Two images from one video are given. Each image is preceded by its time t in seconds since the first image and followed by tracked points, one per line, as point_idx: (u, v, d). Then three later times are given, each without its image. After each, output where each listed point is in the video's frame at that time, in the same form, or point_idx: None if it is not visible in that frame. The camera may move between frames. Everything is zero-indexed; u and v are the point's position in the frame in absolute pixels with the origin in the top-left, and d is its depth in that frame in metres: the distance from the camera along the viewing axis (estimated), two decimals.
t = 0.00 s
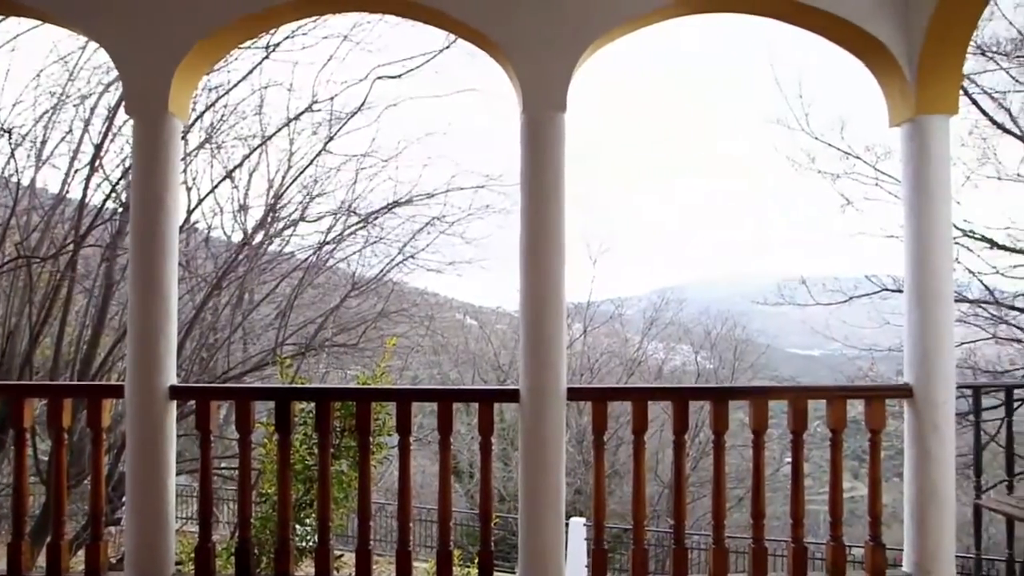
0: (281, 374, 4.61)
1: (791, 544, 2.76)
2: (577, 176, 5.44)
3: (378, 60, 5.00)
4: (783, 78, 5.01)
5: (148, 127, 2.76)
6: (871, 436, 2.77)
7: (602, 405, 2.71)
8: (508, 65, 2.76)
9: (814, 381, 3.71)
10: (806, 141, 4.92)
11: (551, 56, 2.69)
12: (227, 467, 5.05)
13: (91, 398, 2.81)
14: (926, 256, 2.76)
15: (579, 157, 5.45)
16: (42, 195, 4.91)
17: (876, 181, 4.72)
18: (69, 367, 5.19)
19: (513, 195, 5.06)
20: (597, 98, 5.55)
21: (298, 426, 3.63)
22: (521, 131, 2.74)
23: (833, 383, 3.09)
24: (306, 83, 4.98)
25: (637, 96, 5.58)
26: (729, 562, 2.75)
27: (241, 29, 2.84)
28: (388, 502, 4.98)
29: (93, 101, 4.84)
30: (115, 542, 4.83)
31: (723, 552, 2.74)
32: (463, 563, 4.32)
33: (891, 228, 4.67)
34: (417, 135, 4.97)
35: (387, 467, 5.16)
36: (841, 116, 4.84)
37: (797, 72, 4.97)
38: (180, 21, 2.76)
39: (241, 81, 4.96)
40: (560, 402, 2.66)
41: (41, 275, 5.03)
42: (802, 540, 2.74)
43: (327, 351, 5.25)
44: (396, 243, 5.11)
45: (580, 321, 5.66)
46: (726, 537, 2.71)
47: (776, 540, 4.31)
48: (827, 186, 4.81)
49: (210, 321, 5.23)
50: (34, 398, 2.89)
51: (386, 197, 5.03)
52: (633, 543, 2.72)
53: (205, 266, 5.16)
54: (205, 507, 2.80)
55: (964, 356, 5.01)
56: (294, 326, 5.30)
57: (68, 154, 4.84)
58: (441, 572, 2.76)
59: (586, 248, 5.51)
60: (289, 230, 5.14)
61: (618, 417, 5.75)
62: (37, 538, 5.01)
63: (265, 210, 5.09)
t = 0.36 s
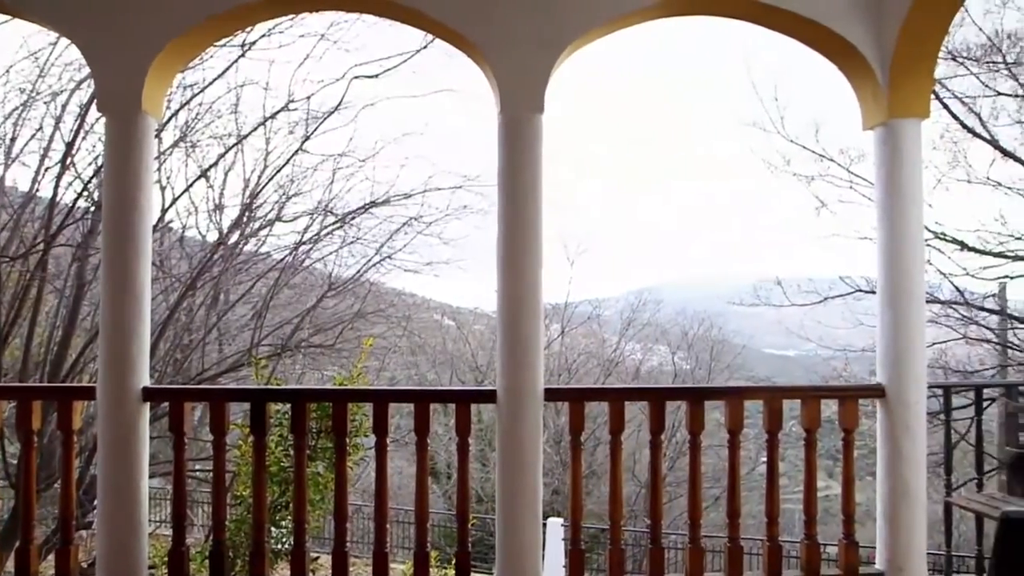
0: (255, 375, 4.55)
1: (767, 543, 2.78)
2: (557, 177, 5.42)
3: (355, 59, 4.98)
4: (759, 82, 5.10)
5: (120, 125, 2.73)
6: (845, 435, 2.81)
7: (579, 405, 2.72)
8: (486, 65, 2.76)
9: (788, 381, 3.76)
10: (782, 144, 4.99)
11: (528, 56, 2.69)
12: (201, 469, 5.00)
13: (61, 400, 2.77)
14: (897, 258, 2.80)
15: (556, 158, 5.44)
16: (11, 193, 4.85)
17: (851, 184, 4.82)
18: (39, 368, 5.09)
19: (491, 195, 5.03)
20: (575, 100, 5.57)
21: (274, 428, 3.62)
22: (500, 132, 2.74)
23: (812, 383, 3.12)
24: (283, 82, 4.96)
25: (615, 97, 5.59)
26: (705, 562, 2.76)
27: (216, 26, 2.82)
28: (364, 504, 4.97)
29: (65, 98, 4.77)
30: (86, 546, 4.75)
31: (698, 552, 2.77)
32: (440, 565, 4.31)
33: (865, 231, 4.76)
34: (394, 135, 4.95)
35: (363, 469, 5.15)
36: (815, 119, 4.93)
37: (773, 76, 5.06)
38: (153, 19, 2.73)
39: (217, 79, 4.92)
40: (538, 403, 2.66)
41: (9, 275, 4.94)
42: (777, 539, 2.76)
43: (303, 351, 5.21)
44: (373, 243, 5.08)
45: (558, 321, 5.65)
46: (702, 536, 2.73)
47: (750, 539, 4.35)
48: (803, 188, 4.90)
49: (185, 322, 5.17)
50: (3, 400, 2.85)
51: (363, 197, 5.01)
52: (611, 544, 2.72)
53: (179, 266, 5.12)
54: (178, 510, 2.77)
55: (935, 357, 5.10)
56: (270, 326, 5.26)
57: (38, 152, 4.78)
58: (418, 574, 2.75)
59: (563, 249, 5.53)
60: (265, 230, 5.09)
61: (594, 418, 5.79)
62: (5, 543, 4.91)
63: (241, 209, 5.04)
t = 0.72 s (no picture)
0: (232, 375, 4.47)
1: (744, 542, 2.80)
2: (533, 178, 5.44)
3: (334, 58, 4.95)
4: (737, 83, 5.09)
5: (95, 123, 2.69)
6: (821, 435, 2.83)
7: (558, 405, 2.72)
8: (465, 65, 2.76)
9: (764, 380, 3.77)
10: (760, 145, 4.97)
11: (508, 56, 2.69)
12: (178, 471, 4.94)
13: (34, 401, 2.73)
14: (871, 258, 2.83)
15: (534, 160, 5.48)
16: None
17: (828, 185, 4.82)
18: (11, 368, 5.01)
19: (470, 196, 5.01)
20: (552, 104, 5.60)
21: (251, 429, 3.57)
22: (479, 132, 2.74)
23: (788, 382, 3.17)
24: (261, 80, 4.91)
25: (592, 100, 5.64)
26: (684, 561, 2.77)
27: (193, 23, 2.79)
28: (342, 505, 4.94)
29: (38, 95, 4.71)
30: (58, 550, 4.68)
31: (677, 552, 2.77)
32: (419, 565, 4.30)
33: (842, 232, 4.77)
34: (373, 134, 4.92)
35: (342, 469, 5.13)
36: (793, 122, 4.91)
37: (749, 78, 5.06)
38: (129, 14, 2.70)
39: (194, 77, 4.88)
40: (517, 404, 2.66)
41: None
42: (754, 538, 2.78)
43: (281, 352, 5.17)
44: (352, 243, 5.04)
45: (537, 322, 5.66)
46: (681, 536, 2.74)
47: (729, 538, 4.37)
48: (780, 190, 4.89)
49: (161, 322, 5.12)
50: None
51: (341, 197, 4.98)
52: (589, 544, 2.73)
53: (155, 266, 5.06)
54: (153, 512, 2.73)
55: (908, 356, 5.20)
56: (247, 327, 5.21)
57: (11, 149, 4.70)
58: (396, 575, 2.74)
59: (543, 249, 5.53)
60: (242, 229, 5.04)
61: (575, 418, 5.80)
62: None
63: (219, 209, 5.00)
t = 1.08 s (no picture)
0: (210, 376, 4.42)
1: (722, 540, 2.81)
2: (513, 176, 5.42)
3: (313, 57, 4.93)
4: (716, 85, 5.16)
5: (69, 120, 2.65)
6: (798, 434, 2.86)
7: (538, 405, 2.72)
8: (445, 65, 2.76)
9: (742, 380, 3.78)
10: (739, 147, 5.03)
11: (488, 57, 2.69)
12: (154, 472, 4.89)
13: (6, 404, 2.69)
14: (847, 257, 2.87)
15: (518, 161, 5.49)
16: None
17: (806, 186, 4.91)
18: None
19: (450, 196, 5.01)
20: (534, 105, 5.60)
21: (229, 430, 3.54)
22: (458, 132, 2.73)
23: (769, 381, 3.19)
24: (239, 78, 4.88)
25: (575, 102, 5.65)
26: (664, 560, 2.78)
27: (170, 20, 2.76)
28: (321, 505, 4.94)
29: (10, 92, 4.65)
30: (31, 554, 4.61)
31: (656, 551, 2.78)
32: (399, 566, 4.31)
33: (818, 232, 4.85)
34: (353, 134, 4.90)
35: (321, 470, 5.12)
36: (770, 124, 4.98)
37: (727, 80, 5.14)
38: (104, 10, 2.66)
39: (171, 74, 4.84)
40: (496, 405, 2.66)
41: None
42: (732, 536, 2.80)
43: (259, 352, 5.13)
44: (331, 243, 5.02)
45: (518, 322, 5.70)
46: (659, 535, 2.75)
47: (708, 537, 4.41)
48: (758, 191, 4.96)
49: (137, 322, 5.06)
50: None
51: (320, 197, 4.94)
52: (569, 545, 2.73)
53: (131, 266, 5.02)
54: (128, 515, 2.70)
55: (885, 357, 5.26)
56: (224, 327, 5.17)
57: None
58: None
59: (523, 250, 5.50)
60: (220, 228, 5.00)
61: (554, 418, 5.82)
62: None
63: (196, 207, 4.95)
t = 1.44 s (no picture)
0: (188, 377, 4.40)
1: (702, 540, 2.83)
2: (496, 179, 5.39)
3: (292, 56, 4.89)
4: (697, 85, 5.21)
5: (44, 117, 2.62)
6: (776, 433, 2.88)
7: (518, 406, 2.72)
8: (425, 65, 2.75)
9: (720, 380, 3.81)
10: (718, 148, 5.10)
11: (469, 56, 2.69)
12: (130, 475, 4.84)
13: None
14: (826, 258, 2.89)
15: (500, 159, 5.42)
16: None
17: (784, 188, 4.95)
18: None
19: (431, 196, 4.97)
20: (515, 103, 5.53)
21: (207, 431, 3.52)
22: (438, 132, 2.73)
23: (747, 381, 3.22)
24: (217, 77, 4.84)
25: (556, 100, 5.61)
26: (643, 560, 2.79)
27: (147, 17, 2.73)
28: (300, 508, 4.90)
29: None
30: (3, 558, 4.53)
31: (635, 550, 2.79)
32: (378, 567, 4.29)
33: (797, 235, 4.87)
34: (332, 134, 4.85)
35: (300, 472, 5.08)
36: (750, 126, 5.06)
37: (707, 78, 5.17)
38: (79, 7, 2.63)
39: (149, 72, 4.80)
40: (476, 407, 2.66)
41: None
42: (711, 536, 2.81)
43: (237, 353, 5.09)
44: (311, 243, 4.98)
45: (498, 322, 5.60)
46: (639, 535, 2.76)
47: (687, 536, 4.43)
48: (737, 193, 5.01)
49: (114, 322, 5.02)
50: None
51: (299, 197, 4.90)
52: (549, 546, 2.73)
53: (107, 265, 4.97)
54: (102, 517, 2.66)
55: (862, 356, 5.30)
56: (203, 327, 5.12)
57: None
58: None
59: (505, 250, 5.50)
60: (198, 228, 4.95)
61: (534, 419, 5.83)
62: None
63: (174, 206, 4.90)
